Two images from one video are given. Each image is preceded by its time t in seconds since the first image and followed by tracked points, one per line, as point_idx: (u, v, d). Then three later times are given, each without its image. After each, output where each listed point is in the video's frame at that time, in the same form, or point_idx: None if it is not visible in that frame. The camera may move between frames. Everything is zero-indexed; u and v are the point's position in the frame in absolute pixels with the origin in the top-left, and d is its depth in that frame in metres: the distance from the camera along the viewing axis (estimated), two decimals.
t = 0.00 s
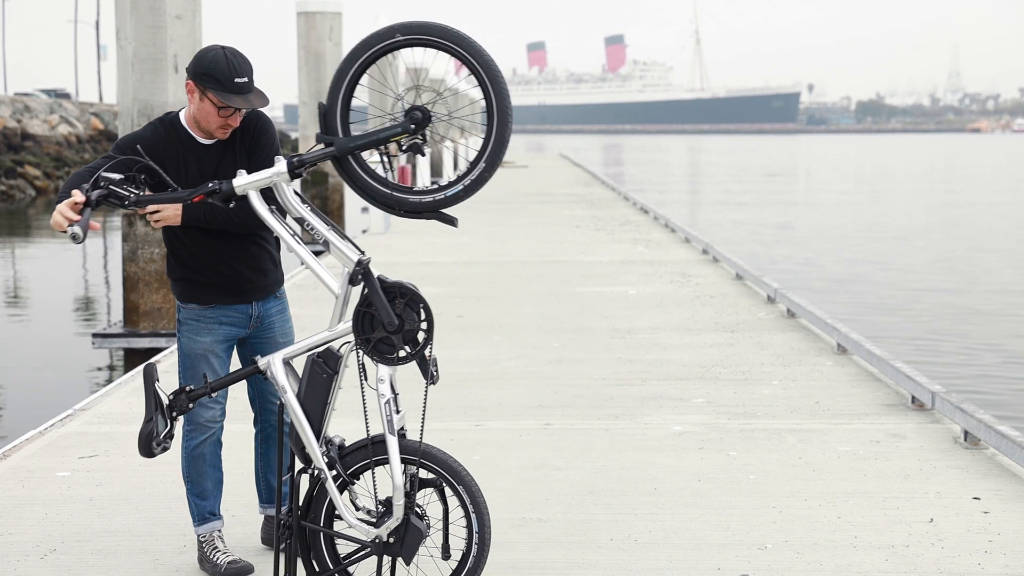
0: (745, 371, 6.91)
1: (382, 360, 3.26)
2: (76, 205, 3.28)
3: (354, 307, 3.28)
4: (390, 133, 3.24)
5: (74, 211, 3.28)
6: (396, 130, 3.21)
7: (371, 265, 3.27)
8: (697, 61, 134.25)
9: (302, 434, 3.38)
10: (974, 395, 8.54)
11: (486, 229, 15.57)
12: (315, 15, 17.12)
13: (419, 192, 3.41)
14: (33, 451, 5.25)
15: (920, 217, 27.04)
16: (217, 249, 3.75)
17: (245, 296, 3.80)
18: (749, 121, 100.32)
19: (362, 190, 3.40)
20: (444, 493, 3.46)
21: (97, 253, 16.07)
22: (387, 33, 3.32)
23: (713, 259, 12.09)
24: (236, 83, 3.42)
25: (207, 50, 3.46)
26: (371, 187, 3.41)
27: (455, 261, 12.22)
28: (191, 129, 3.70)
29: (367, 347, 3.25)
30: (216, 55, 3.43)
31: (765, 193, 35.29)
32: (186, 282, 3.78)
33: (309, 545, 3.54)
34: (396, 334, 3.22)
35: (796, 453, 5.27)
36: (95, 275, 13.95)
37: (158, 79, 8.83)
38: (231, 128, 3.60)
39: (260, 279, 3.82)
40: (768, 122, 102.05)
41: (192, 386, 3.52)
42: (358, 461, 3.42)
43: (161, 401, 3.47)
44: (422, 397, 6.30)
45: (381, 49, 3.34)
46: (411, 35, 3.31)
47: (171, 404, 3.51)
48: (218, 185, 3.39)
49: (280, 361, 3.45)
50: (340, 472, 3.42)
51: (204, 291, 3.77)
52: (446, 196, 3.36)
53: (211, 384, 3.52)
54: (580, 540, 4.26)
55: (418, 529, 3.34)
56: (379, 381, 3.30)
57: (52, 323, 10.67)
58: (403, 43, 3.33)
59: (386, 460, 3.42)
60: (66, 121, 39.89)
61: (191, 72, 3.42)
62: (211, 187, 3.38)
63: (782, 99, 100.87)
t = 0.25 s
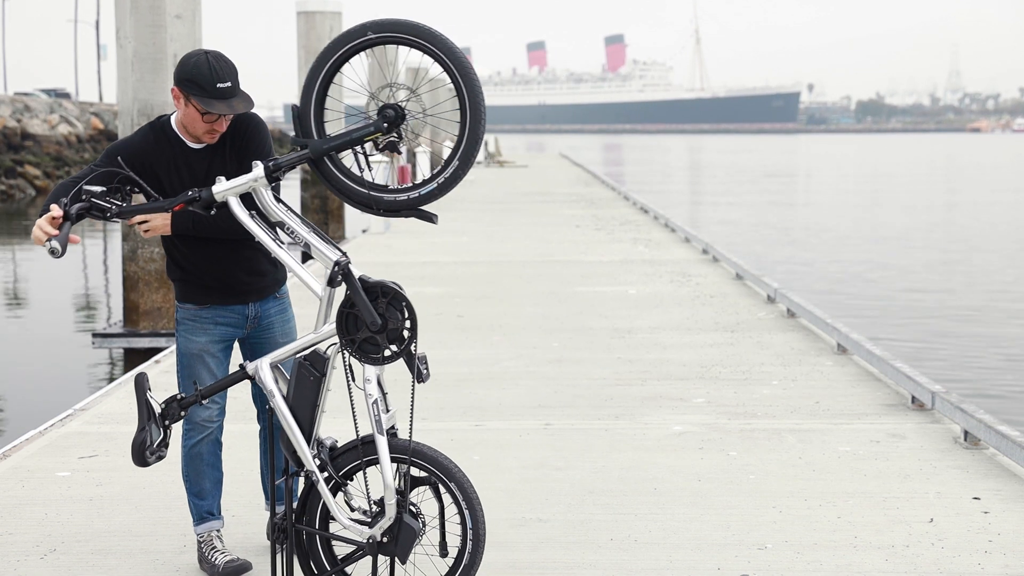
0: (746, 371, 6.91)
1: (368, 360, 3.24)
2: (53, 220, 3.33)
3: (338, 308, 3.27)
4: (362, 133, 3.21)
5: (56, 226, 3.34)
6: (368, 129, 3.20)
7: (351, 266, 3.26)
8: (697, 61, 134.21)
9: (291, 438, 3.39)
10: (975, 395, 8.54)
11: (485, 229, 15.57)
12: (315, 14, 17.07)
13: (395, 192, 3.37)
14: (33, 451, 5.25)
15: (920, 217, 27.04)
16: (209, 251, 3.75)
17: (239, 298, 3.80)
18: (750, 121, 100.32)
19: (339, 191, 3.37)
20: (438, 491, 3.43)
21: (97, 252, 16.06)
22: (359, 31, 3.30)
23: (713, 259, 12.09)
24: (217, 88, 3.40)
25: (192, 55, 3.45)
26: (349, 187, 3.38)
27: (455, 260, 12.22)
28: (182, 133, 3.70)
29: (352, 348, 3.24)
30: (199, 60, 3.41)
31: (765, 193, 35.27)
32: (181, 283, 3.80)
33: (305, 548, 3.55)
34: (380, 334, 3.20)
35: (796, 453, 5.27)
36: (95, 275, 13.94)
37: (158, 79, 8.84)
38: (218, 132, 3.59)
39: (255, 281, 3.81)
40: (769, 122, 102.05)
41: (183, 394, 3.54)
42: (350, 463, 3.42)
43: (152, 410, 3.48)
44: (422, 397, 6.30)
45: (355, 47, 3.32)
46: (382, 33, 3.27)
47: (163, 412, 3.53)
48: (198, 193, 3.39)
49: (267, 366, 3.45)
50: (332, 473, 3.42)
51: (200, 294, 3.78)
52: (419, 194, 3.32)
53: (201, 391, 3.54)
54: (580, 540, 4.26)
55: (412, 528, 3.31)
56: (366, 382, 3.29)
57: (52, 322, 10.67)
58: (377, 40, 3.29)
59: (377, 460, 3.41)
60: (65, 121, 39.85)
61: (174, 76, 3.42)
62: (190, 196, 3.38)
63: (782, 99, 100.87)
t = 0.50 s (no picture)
0: (746, 371, 6.91)
1: (351, 359, 3.23)
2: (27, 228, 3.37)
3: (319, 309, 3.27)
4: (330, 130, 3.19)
5: (30, 237, 3.41)
6: (335, 125, 3.18)
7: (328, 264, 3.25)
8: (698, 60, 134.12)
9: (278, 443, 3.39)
10: (975, 395, 8.53)
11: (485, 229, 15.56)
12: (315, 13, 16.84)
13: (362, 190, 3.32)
14: (33, 451, 5.25)
15: (921, 216, 27.03)
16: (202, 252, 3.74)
17: (236, 299, 3.80)
18: (750, 121, 100.30)
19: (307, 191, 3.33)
20: (429, 486, 3.43)
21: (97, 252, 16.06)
22: (328, 30, 3.27)
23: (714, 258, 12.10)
24: (207, 91, 3.39)
25: (183, 58, 3.45)
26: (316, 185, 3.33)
27: (455, 260, 12.21)
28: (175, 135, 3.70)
29: (334, 348, 3.23)
30: (191, 63, 3.41)
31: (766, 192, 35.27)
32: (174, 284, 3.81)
33: (301, 550, 3.56)
34: (360, 331, 3.19)
35: (796, 453, 5.27)
36: (95, 275, 13.93)
37: (158, 79, 8.84)
38: (210, 133, 3.60)
39: (252, 282, 3.80)
40: (769, 122, 102.04)
41: (171, 404, 3.53)
42: (339, 463, 3.42)
43: (140, 422, 3.49)
44: (422, 398, 6.30)
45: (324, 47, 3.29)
46: (351, 32, 3.25)
47: (152, 424, 3.53)
48: (173, 203, 3.41)
49: (251, 370, 3.45)
50: (321, 474, 3.42)
51: (197, 295, 3.78)
52: (386, 192, 3.26)
53: (190, 401, 3.54)
54: (580, 540, 4.26)
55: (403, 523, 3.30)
56: (351, 382, 3.28)
57: (52, 322, 10.66)
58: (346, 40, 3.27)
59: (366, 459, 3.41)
60: (65, 121, 39.81)
61: (165, 79, 3.42)
62: (166, 206, 3.41)
63: (782, 99, 100.86)
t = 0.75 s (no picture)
0: (746, 371, 6.91)
1: (339, 359, 3.23)
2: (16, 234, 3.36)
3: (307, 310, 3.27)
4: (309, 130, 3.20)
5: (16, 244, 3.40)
6: (313, 125, 3.18)
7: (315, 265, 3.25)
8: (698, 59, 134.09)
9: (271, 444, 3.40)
10: (975, 395, 8.53)
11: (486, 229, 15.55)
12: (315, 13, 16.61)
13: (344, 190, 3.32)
14: (33, 451, 5.25)
15: (921, 216, 27.01)
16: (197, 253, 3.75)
17: (232, 299, 3.79)
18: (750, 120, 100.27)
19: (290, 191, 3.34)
20: (422, 485, 3.42)
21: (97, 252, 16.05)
22: (307, 30, 3.27)
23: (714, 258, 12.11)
24: (184, 91, 3.40)
25: (162, 60, 3.45)
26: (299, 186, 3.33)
27: (455, 260, 12.21)
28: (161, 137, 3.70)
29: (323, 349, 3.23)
30: (168, 64, 3.41)
31: (767, 192, 35.21)
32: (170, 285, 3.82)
33: (298, 551, 3.56)
34: (348, 332, 3.18)
35: (796, 453, 5.27)
36: (95, 275, 13.92)
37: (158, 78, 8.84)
38: (194, 135, 3.59)
39: (250, 281, 3.80)
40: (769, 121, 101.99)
41: (167, 407, 3.53)
42: (331, 464, 3.42)
43: (136, 426, 3.49)
44: (421, 397, 6.30)
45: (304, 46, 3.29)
46: (328, 30, 3.24)
47: (148, 427, 3.53)
48: (160, 207, 3.40)
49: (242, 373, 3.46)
50: (314, 475, 3.42)
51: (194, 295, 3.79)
52: (366, 190, 3.26)
53: (184, 403, 3.54)
54: (581, 540, 4.26)
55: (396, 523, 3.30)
56: (340, 382, 3.28)
57: (53, 322, 10.66)
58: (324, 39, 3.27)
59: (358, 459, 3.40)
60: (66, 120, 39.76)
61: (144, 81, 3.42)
62: (153, 210, 3.39)
63: (783, 99, 100.83)
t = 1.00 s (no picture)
0: (746, 371, 6.91)
1: (345, 358, 3.23)
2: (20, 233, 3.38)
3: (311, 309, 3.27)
4: (317, 130, 3.19)
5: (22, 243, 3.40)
6: (322, 125, 3.18)
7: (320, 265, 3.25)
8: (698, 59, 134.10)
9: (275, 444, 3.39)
10: (975, 395, 8.53)
11: (486, 228, 15.55)
12: (315, 13, 16.57)
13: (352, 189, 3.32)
14: (33, 451, 5.25)
15: (921, 216, 26.99)
16: (197, 252, 3.75)
17: (234, 299, 3.79)
18: (750, 121, 100.24)
19: (297, 190, 3.33)
20: (425, 485, 3.42)
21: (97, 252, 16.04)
22: (314, 30, 3.27)
23: (714, 258, 12.11)
24: (177, 85, 3.40)
25: (154, 57, 3.45)
26: (306, 185, 3.33)
27: (455, 260, 12.20)
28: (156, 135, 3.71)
29: (329, 348, 3.23)
30: (161, 60, 3.42)
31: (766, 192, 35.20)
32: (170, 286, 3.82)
33: (300, 551, 3.57)
34: (353, 331, 3.19)
35: (796, 453, 5.27)
36: (94, 275, 13.91)
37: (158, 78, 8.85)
38: (189, 130, 3.59)
39: (251, 279, 3.80)
40: (769, 121, 101.98)
41: (168, 406, 3.53)
42: (335, 463, 3.42)
43: (138, 425, 3.49)
44: (421, 397, 6.30)
45: (310, 46, 3.30)
46: (337, 30, 3.25)
47: (149, 426, 3.53)
48: (165, 206, 3.40)
49: (246, 372, 3.45)
50: (318, 474, 3.42)
51: (196, 295, 3.79)
52: (375, 189, 3.26)
53: (187, 402, 3.54)
54: (581, 540, 4.26)
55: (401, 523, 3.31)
56: (345, 381, 3.28)
57: (52, 322, 10.66)
58: (330, 40, 3.27)
59: (361, 457, 3.40)
60: (66, 120, 39.73)
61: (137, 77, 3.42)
62: (158, 209, 3.39)
63: (783, 99, 100.83)
